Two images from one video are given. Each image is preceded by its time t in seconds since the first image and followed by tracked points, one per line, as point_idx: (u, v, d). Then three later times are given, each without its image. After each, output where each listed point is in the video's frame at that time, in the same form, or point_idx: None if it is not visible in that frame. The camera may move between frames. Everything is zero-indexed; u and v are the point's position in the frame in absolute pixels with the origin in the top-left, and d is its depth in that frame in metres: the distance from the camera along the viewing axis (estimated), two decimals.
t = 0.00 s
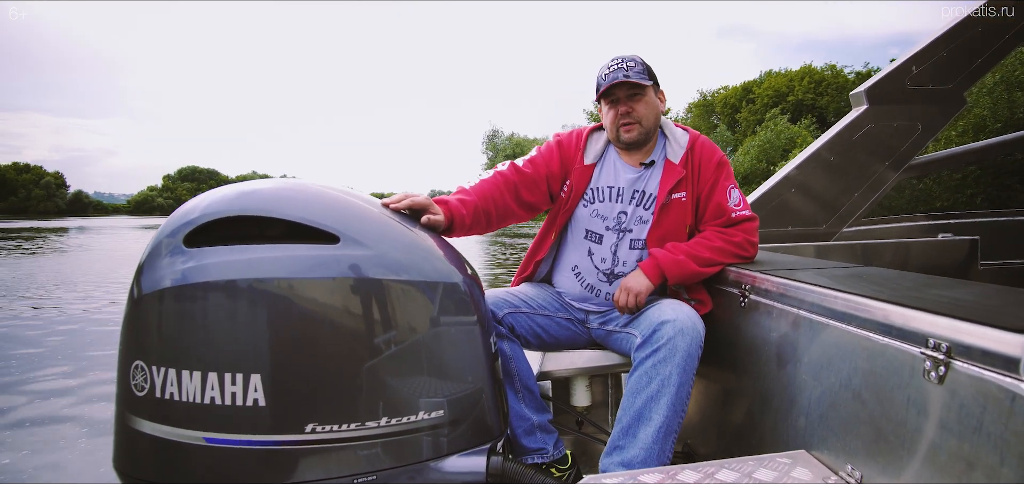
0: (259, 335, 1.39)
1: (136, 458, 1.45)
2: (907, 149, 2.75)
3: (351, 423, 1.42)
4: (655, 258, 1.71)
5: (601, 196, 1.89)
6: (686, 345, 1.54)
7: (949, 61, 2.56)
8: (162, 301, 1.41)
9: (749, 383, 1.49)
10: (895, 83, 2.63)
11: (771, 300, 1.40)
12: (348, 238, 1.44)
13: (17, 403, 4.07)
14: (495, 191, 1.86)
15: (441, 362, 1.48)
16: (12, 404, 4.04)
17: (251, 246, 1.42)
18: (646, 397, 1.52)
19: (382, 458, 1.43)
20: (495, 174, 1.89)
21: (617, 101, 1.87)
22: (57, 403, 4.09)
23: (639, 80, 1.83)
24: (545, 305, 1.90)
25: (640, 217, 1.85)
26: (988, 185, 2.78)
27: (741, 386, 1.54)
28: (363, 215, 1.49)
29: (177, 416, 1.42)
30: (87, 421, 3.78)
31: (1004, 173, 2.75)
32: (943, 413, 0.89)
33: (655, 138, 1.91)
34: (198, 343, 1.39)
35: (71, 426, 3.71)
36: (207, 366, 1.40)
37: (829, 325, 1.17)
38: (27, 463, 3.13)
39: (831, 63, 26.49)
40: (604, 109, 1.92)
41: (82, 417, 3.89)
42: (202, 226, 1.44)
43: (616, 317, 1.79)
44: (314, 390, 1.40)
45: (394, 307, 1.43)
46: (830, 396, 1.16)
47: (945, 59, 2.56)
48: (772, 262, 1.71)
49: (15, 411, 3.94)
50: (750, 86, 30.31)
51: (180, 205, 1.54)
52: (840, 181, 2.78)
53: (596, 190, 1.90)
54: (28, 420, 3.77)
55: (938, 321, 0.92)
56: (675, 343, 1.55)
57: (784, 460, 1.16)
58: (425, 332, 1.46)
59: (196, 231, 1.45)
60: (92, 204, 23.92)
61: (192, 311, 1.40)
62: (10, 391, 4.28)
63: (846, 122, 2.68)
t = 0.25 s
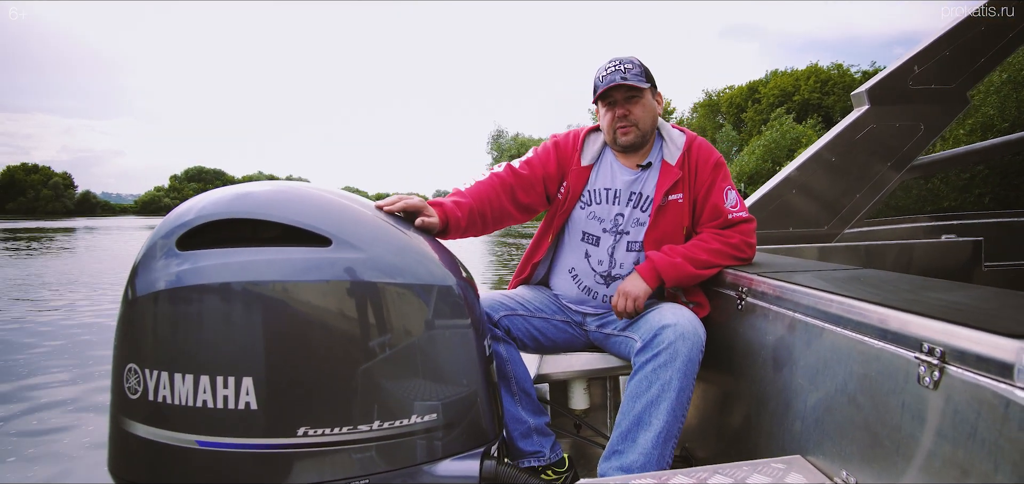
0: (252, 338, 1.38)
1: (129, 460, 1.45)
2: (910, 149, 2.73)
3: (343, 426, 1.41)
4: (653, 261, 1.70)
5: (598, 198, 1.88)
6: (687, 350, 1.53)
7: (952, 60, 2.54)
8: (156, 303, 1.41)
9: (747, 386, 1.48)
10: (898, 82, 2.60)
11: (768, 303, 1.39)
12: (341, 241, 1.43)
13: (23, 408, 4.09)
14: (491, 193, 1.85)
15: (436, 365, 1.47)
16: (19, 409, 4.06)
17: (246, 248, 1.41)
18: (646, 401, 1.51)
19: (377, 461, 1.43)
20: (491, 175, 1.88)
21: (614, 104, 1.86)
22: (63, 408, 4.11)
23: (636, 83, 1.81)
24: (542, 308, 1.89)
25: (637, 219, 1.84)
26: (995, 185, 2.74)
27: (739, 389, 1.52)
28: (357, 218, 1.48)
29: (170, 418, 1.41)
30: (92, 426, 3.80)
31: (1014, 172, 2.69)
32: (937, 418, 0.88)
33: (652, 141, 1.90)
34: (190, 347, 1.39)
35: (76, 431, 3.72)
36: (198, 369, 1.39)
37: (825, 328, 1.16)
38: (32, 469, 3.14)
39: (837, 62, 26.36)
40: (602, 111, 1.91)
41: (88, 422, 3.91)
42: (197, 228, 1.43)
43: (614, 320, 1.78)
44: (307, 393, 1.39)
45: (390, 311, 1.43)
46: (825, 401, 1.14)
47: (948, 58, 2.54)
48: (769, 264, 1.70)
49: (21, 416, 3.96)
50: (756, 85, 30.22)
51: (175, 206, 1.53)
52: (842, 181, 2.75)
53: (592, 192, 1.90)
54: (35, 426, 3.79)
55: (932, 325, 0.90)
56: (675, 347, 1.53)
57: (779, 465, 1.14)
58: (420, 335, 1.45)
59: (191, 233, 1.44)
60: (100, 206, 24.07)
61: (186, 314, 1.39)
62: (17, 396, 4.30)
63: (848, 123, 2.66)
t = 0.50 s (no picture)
0: (249, 340, 1.39)
1: (126, 461, 1.47)
2: (913, 152, 2.70)
3: (338, 428, 1.41)
4: (650, 264, 1.69)
5: (596, 200, 1.88)
6: (685, 351, 1.51)
7: (957, 61, 2.51)
8: (155, 304, 1.42)
9: (744, 389, 1.47)
10: (901, 83, 2.57)
11: (764, 306, 1.38)
12: (337, 244, 1.43)
13: (35, 411, 4.14)
14: (489, 195, 1.85)
15: (432, 368, 1.48)
16: (31, 412, 4.11)
17: (244, 251, 1.41)
18: (643, 402, 1.49)
19: (373, 463, 1.43)
20: (488, 178, 1.88)
21: (613, 105, 1.85)
22: (74, 411, 4.15)
23: (635, 84, 1.81)
24: (541, 310, 1.89)
25: (635, 221, 1.83)
26: (1008, 185, 2.75)
27: (736, 392, 1.52)
28: (355, 221, 1.49)
29: (166, 419, 1.43)
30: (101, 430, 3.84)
31: None
32: (928, 422, 0.87)
33: (650, 143, 1.89)
34: (187, 348, 1.40)
35: (86, 435, 3.77)
36: (194, 371, 1.40)
37: (819, 332, 1.15)
38: (43, 471, 3.18)
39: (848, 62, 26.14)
40: (601, 111, 1.91)
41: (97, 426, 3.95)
42: (195, 230, 1.44)
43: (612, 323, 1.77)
44: (302, 395, 1.40)
45: (386, 314, 1.43)
46: (819, 405, 1.14)
47: (953, 59, 2.51)
48: (768, 266, 1.69)
49: (33, 418, 4.01)
50: (766, 85, 30.04)
51: (175, 208, 1.54)
52: (846, 183, 2.73)
53: (590, 194, 1.90)
54: (47, 430, 3.83)
55: (923, 328, 0.90)
56: (673, 348, 1.52)
57: (772, 468, 1.13)
58: (417, 339, 1.46)
59: (190, 235, 1.45)
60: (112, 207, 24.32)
61: (183, 316, 1.40)
62: (29, 399, 4.36)
63: (851, 125, 2.63)
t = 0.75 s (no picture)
0: (247, 340, 1.39)
1: (127, 458, 1.48)
2: (919, 153, 2.69)
3: (335, 427, 1.42)
4: (649, 266, 1.69)
5: (595, 200, 1.88)
6: (683, 355, 1.51)
7: (962, 61, 2.50)
8: (156, 303, 1.42)
9: (742, 391, 1.46)
10: (907, 83, 2.55)
11: (762, 307, 1.38)
12: (335, 244, 1.44)
13: (45, 412, 4.18)
14: (488, 196, 1.86)
15: (430, 369, 1.48)
16: (41, 413, 4.15)
17: (244, 251, 1.42)
18: (642, 406, 1.48)
19: (371, 463, 1.44)
20: (487, 179, 1.88)
21: (616, 103, 1.85)
22: (85, 411, 4.19)
23: (639, 85, 1.80)
24: (540, 312, 1.89)
25: (634, 222, 1.83)
26: None
27: (735, 393, 1.51)
28: (354, 222, 1.49)
29: (166, 417, 1.44)
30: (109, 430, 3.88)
31: None
32: (923, 425, 0.86)
33: (651, 145, 1.89)
34: (186, 347, 1.41)
35: (94, 435, 3.81)
36: (193, 370, 1.41)
37: (816, 334, 1.15)
38: (51, 471, 3.21)
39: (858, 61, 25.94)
40: (604, 109, 1.91)
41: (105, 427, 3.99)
42: (197, 230, 1.45)
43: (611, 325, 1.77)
44: (300, 395, 1.40)
45: (385, 316, 1.44)
46: (816, 408, 1.13)
47: (959, 59, 2.49)
48: (768, 268, 1.68)
49: (43, 420, 4.04)
50: (775, 84, 29.88)
51: (177, 208, 1.55)
52: (851, 184, 2.71)
53: (589, 194, 1.89)
54: (56, 430, 3.86)
55: (917, 328, 0.89)
56: (671, 352, 1.51)
57: (767, 470, 1.12)
58: (416, 341, 1.46)
59: (191, 235, 1.45)
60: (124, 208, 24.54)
61: (183, 316, 1.41)
62: (39, 399, 4.40)
63: (855, 126, 2.61)
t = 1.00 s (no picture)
0: (248, 338, 1.40)
1: (131, 454, 1.50)
2: (928, 153, 2.65)
3: (335, 425, 1.42)
4: (651, 266, 1.68)
5: (597, 197, 1.87)
6: (685, 355, 1.50)
7: (973, 59, 2.46)
8: (160, 300, 1.44)
9: (744, 392, 1.45)
10: (915, 82, 2.53)
11: (764, 306, 1.37)
12: (337, 243, 1.44)
13: (59, 408, 4.24)
14: (489, 194, 1.86)
15: (431, 368, 1.49)
16: (54, 409, 4.22)
17: (248, 249, 1.43)
18: (643, 406, 1.47)
19: (373, 461, 1.44)
20: (489, 177, 1.89)
21: (623, 99, 1.85)
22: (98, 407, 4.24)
23: (648, 82, 1.80)
24: (543, 311, 1.89)
25: (636, 220, 1.82)
26: None
27: (737, 394, 1.50)
28: (356, 221, 1.50)
29: (168, 413, 1.45)
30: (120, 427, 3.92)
31: None
32: (923, 426, 0.85)
33: (654, 143, 1.88)
34: (188, 344, 1.42)
35: (105, 431, 3.86)
36: (195, 366, 1.42)
37: (817, 334, 1.13)
38: (64, 466, 3.25)
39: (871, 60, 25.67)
40: (611, 105, 1.90)
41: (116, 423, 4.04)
42: (201, 227, 1.46)
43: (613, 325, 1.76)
44: (300, 392, 1.41)
45: (387, 315, 1.44)
46: (817, 408, 1.12)
47: (970, 57, 2.46)
48: (772, 267, 1.67)
49: (57, 415, 4.10)
50: (787, 83, 29.64)
51: (182, 206, 1.57)
52: (860, 184, 2.68)
53: (591, 191, 1.89)
54: (70, 426, 3.91)
55: (916, 328, 0.88)
56: (673, 353, 1.50)
57: (766, 471, 1.11)
58: (417, 340, 1.47)
59: (195, 233, 1.47)
60: (138, 207, 24.83)
61: (186, 313, 1.42)
62: (52, 396, 4.46)
63: (863, 124, 2.58)
